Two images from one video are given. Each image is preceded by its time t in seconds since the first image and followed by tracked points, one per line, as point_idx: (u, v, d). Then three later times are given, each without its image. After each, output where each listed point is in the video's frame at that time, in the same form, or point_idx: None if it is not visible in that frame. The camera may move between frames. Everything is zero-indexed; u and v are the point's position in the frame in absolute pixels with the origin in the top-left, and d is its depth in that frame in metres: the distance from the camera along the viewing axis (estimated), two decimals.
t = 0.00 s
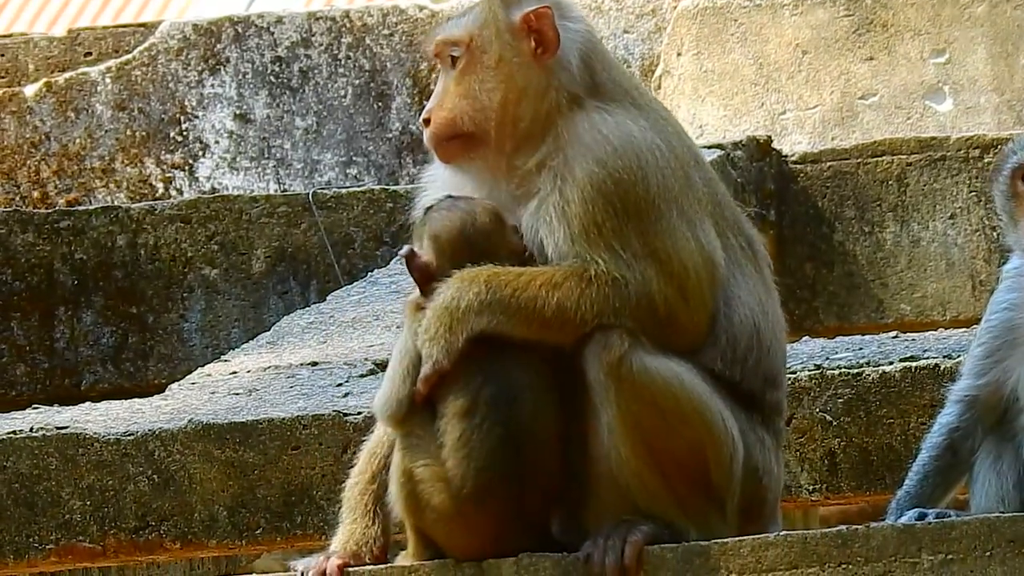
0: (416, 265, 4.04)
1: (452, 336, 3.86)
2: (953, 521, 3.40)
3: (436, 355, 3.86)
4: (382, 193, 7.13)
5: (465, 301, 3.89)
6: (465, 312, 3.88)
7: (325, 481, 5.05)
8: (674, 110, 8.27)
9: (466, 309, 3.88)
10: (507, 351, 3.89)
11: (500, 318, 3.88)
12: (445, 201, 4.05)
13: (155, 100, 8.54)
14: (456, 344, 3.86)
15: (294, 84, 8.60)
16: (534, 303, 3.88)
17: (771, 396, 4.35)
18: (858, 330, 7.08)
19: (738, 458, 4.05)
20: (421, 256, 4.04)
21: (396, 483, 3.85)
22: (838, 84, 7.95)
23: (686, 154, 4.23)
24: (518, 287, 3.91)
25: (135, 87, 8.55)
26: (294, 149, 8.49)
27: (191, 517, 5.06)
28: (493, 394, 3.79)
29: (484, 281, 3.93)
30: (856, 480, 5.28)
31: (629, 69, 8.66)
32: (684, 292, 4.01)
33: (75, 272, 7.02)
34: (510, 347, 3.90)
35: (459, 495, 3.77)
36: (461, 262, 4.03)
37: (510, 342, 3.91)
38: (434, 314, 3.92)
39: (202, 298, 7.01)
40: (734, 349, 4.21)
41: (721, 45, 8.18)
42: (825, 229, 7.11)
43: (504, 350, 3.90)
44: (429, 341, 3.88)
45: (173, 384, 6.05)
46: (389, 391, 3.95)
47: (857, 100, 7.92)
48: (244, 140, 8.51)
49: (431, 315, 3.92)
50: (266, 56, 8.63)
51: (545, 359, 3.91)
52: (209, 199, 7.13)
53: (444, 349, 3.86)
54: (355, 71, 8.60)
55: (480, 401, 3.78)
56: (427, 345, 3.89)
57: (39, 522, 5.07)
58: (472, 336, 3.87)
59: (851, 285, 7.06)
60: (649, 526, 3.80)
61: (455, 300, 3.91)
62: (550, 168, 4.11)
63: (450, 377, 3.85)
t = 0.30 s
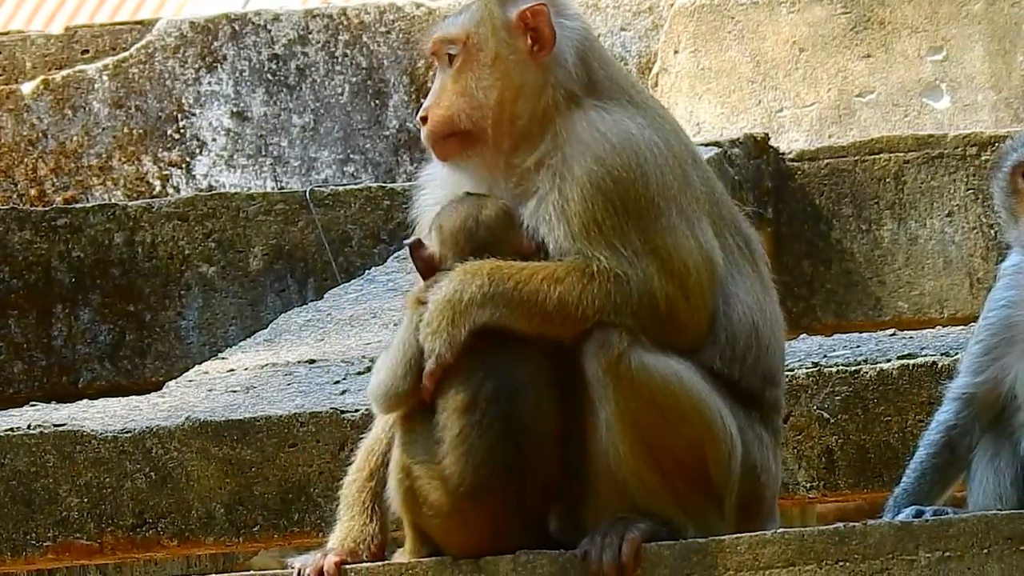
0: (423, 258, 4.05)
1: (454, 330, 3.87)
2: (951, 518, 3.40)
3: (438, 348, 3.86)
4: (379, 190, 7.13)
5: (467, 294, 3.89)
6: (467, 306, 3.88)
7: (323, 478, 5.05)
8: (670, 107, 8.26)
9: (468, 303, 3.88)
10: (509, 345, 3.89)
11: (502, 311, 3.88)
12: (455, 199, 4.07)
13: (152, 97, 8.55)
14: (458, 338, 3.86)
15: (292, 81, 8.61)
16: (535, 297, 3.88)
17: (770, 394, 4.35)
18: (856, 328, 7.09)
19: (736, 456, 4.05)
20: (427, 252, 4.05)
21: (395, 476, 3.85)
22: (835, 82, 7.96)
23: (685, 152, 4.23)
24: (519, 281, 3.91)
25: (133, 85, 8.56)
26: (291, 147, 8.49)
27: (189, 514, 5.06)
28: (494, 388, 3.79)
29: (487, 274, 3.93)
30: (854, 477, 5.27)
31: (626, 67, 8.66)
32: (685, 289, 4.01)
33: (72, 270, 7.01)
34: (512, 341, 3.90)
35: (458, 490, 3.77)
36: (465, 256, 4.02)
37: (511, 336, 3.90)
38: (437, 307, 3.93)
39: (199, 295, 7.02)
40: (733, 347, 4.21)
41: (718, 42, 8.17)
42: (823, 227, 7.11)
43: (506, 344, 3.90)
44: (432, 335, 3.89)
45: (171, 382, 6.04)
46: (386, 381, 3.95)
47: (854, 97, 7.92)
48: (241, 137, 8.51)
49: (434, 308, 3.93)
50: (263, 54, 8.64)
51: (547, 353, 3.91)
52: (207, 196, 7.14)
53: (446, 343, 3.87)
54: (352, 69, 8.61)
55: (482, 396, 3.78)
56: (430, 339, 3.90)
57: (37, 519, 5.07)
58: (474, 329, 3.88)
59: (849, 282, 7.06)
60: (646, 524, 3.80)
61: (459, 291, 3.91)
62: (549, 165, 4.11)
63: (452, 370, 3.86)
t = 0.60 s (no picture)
0: (422, 260, 4.06)
1: (451, 327, 3.88)
2: (948, 516, 3.40)
3: (437, 347, 3.87)
4: (376, 189, 7.13)
5: (464, 292, 3.90)
6: (464, 304, 3.88)
7: (320, 477, 5.06)
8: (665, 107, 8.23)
9: (465, 301, 3.89)
10: (507, 342, 3.89)
11: (499, 308, 3.88)
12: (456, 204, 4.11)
13: (149, 96, 8.54)
14: (456, 335, 3.87)
15: (288, 80, 8.61)
16: (532, 295, 3.88)
17: (766, 392, 4.34)
18: (852, 326, 7.11)
19: (734, 454, 4.05)
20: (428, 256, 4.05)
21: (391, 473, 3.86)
22: (831, 80, 7.97)
23: (681, 150, 4.22)
24: (517, 279, 3.91)
25: (129, 84, 8.55)
26: (288, 146, 8.49)
27: (186, 514, 5.06)
28: (493, 386, 3.79)
29: (483, 272, 3.93)
30: (850, 476, 5.30)
31: (623, 66, 8.67)
32: (682, 288, 3.99)
33: (69, 269, 7.00)
34: (509, 339, 3.90)
35: (456, 489, 3.78)
36: (466, 254, 4.03)
37: (509, 333, 3.90)
38: (434, 306, 3.93)
39: (196, 294, 7.03)
40: (730, 344, 4.20)
41: (713, 42, 8.20)
42: (819, 225, 7.13)
43: (503, 342, 3.90)
44: (428, 334, 3.89)
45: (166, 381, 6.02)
46: (385, 386, 3.97)
47: (850, 95, 7.93)
48: (238, 136, 8.50)
49: (431, 305, 3.94)
50: (260, 53, 8.64)
51: (546, 351, 3.92)
52: (203, 195, 7.14)
53: (444, 342, 3.87)
54: (349, 68, 8.61)
55: (481, 394, 3.79)
56: (427, 338, 3.90)
57: (34, 519, 5.07)
58: (472, 327, 3.88)
59: (845, 280, 7.07)
60: (643, 523, 3.80)
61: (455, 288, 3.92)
62: (545, 163, 4.10)
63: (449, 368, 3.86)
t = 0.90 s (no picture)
0: (434, 250, 4.03)
1: (447, 334, 3.87)
2: (946, 517, 3.40)
3: (434, 355, 3.88)
4: (373, 190, 7.14)
5: (459, 299, 3.90)
6: (459, 310, 3.89)
7: (317, 478, 5.05)
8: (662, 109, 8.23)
9: (460, 307, 3.89)
10: (503, 346, 3.90)
11: (493, 313, 3.88)
12: (457, 203, 4.14)
13: (146, 97, 8.54)
14: (452, 341, 3.87)
15: (285, 81, 8.62)
16: (526, 300, 3.87)
17: (764, 393, 4.34)
18: (850, 327, 7.12)
19: (731, 453, 4.05)
20: (437, 247, 4.04)
21: (388, 475, 3.81)
22: (827, 81, 7.96)
23: (675, 151, 4.22)
24: (511, 284, 3.90)
25: (127, 85, 8.54)
26: (286, 146, 8.49)
27: (183, 514, 5.06)
28: (494, 389, 3.81)
29: (476, 278, 3.93)
30: (848, 476, 5.31)
31: (620, 67, 8.67)
32: (676, 287, 3.99)
33: (66, 269, 7.00)
34: (505, 343, 3.90)
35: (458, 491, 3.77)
36: (477, 257, 4.05)
37: (505, 338, 3.90)
38: (428, 314, 3.93)
39: (194, 295, 7.03)
40: (726, 344, 4.20)
41: (711, 43, 8.20)
42: (816, 225, 7.13)
43: (500, 347, 3.90)
44: (425, 341, 3.89)
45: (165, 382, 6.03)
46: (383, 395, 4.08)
47: (848, 97, 7.92)
48: (235, 137, 8.51)
49: (426, 313, 3.93)
50: (257, 54, 8.64)
51: (543, 355, 3.93)
52: (200, 196, 7.14)
53: (440, 350, 3.87)
54: (346, 69, 8.61)
55: (486, 395, 3.80)
56: (424, 345, 3.90)
57: (31, 519, 5.07)
58: (468, 333, 3.88)
59: (842, 281, 7.08)
60: (641, 523, 3.80)
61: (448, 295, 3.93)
62: (539, 165, 4.10)
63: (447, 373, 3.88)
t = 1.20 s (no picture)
0: (437, 252, 4.02)
1: (445, 343, 3.88)
2: (945, 523, 3.39)
3: (431, 364, 3.89)
4: (373, 195, 7.15)
5: (455, 307, 3.89)
6: (457, 319, 3.88)
7: (317, 484, 5.05)
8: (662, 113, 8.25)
9: (457, 315, 3.89)
10: (500, 354, 3.91)
11: (490, 322, 3.88)
12: (456, 207, 4.13)
13: (145, 102, 8.54)
14: (449, 349, 3.88)
15: (285, 87, 8.62)
16: (522, 307, 3.88)
17: (761, 397, 4.33)
18: (849, 333, 7.12)
19: (729, 458, 4.05)
20: (441, 252, 4.02)
21: (391, 483, 3.61)
22: (827, 86, 7.95)
23: (669, 155, 4.23)
24: (507, 292, 3.91)
25: (126, 90, 8.56)
26: (284, 152, 8.51)
27: (182, 520, 5.06)
28: (496, 398, 3.84)
29: (473, 286, 3.93)
30: (847, 482, 5.31)
31: (619, 72, 8.69)
32: (673, 291, 3.98)
33: (65, 275, 7.00)
34: (501, 351, 3.91)
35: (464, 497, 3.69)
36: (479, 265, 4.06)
37: (501, 346, 3.91)
38: (423, 323, 3.94)
39: (192, 300, 7.03)
40: (723, 348, 4.19)
41: (710, 48, 8.23)
42: (815, 231, 7.12)
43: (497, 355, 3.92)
44: (422, 351, 3.90)
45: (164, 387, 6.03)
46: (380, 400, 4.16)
47: (847, 102, 7.91)
48: (234, 143, 8.51)
49: (421, 323, 3.94)
50: (256, 59, 8.63)
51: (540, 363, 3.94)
52: (199, 201, 7.13)
53: (437, 358, 3.89)
54: (345, 74, 8.62)
55: (487, 403, 3.83)
56: (420, 353, 3.92)
57: (31, 525, 5.07)
58: (464, 341, 3.89)
59: (841, 287, 7.09)
60: (639, 529, 3.79)
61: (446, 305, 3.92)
62: (532, 172, 4.11)
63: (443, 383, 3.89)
